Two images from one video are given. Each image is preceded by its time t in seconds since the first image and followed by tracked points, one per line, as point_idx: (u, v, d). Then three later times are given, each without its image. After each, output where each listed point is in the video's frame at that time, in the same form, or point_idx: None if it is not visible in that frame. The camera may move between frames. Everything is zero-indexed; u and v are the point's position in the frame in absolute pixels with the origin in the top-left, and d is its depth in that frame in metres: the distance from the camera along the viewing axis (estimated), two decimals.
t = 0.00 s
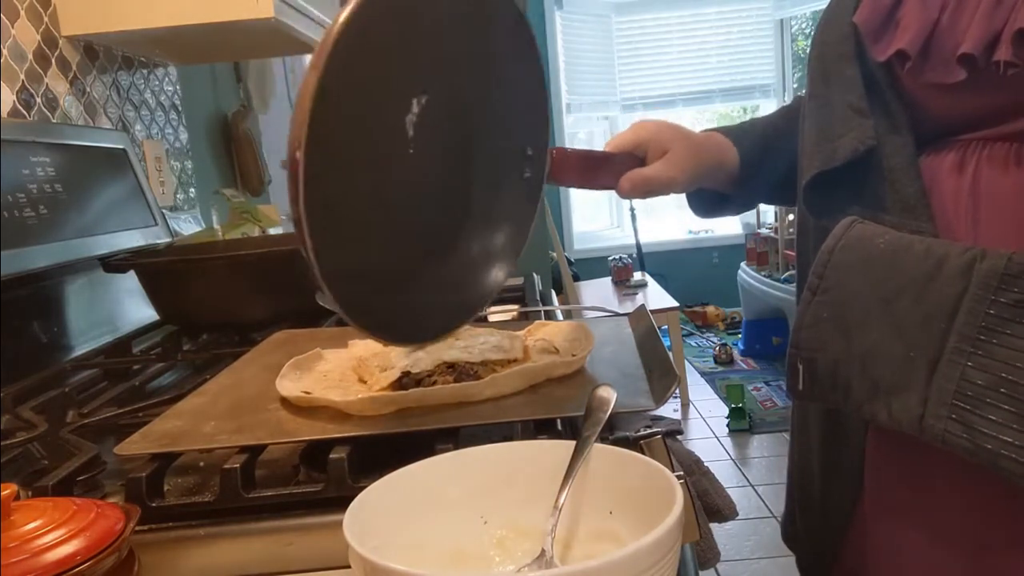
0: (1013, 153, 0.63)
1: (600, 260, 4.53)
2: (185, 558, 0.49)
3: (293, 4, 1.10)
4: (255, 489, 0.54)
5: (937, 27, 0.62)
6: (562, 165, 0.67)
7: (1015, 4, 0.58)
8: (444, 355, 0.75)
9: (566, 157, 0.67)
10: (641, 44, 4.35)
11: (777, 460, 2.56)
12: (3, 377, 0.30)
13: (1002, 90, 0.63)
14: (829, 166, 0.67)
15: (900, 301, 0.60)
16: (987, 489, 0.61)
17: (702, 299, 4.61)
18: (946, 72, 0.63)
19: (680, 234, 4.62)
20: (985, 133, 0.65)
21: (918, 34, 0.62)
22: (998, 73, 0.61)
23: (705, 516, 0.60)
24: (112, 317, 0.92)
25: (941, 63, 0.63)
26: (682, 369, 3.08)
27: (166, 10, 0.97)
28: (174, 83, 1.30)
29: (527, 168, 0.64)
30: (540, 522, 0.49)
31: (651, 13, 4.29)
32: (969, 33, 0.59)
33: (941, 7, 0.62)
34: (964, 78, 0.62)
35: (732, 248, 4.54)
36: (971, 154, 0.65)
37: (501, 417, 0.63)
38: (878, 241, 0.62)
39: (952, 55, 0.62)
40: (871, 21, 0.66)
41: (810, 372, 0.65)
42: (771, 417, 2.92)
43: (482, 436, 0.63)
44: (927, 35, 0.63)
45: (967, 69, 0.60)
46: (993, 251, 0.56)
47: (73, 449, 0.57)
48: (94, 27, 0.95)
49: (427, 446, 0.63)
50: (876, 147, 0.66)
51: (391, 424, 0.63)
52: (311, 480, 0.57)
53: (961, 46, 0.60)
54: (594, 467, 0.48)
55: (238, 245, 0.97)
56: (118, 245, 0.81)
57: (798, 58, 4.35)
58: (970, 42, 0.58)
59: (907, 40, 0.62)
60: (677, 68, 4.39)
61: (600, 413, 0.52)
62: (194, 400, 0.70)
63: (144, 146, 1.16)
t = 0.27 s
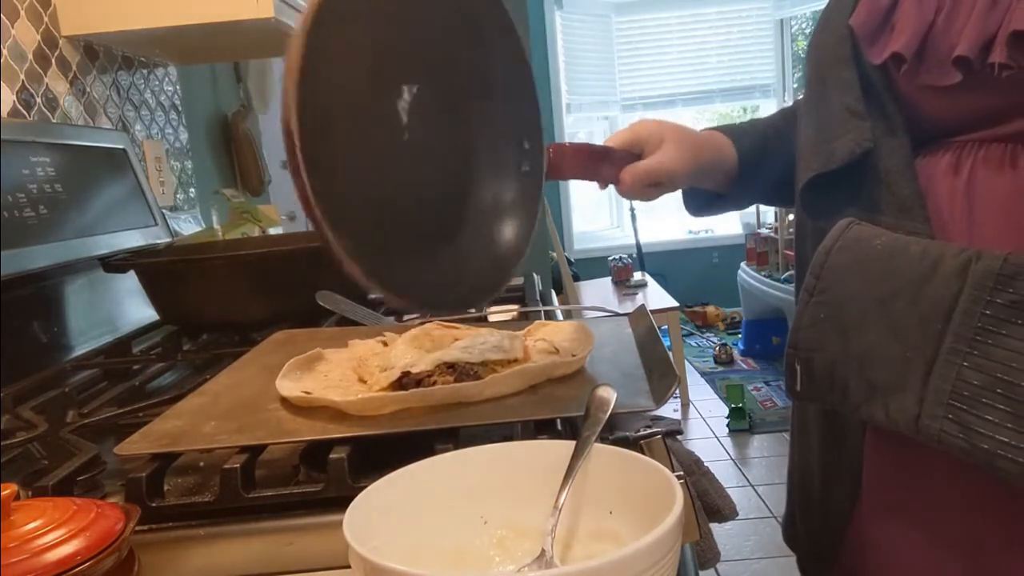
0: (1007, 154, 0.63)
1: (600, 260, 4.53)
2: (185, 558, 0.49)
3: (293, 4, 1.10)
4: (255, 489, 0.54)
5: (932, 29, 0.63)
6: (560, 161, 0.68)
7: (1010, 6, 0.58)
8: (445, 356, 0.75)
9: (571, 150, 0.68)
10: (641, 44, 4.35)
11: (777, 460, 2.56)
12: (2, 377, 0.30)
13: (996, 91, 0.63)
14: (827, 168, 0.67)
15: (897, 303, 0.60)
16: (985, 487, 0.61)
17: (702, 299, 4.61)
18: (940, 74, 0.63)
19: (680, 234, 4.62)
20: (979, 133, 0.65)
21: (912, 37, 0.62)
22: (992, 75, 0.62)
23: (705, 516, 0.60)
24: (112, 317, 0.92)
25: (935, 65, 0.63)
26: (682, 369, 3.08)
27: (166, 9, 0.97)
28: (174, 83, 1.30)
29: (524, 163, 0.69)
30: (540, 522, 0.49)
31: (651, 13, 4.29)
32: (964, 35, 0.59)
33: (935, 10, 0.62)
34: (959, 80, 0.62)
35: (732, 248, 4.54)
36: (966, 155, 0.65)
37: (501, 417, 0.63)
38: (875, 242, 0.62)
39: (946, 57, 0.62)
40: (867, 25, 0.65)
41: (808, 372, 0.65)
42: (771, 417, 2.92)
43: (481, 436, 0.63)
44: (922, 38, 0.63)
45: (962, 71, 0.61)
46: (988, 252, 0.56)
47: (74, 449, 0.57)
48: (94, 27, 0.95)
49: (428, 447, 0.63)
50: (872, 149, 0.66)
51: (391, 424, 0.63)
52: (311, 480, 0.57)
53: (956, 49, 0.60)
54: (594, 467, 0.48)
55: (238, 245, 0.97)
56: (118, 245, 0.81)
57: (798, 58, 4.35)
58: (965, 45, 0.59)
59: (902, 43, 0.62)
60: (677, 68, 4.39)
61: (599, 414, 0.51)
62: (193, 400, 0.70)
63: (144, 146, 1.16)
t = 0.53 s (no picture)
0: (988, 156, 0.66)
1: (601, 260, 4.52)
2: (185, 558, 0.49)
3: (293, 3, 1.09)
4: (255, 489, 0.54)
5: (916, 34, 0.66)
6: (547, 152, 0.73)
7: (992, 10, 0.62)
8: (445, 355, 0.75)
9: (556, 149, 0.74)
10: (641, 44, 4.35)
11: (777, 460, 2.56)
12: (3, 377, 0.30)
13: (979, 94, 0.66)
14: (813, 171, 0.69)
15: (883, 304, 0.61)
16: (977, 481, 0.62)
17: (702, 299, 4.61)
18: (925, 78, 0.67)
19: (680, 234, 4.62)
20: (963, 136, 0.68)
21: (898, 42, 0.65)
22: (973, 78, 0.65)
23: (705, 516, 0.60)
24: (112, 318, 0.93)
25: (920, 69, 0.67)
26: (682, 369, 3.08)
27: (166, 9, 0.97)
28: (174, 83, 1.30)
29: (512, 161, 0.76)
30: (540, 522, 0.49)
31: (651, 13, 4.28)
32: (946, 39, 0.63)
33: (920, 15, 0.66)
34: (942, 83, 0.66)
35: (732, 248, 4.54)
36: (950, 156, 0.68)
37: (502, 417, 0.63)
38: (862, 244, 0.63)
39: (930, 61, 0.66)
40: (856, 34, 0.69)
41: (796, 374, 0.65)
42: (771, 417, 2.92)
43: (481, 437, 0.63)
44: (907, 42, 0.66)
45: (944, 74, 0.65)
46: (973, 253, 0.58)
47: (74, 450, 0.57)
48: (94, 27, 0.95)
49: (428, 447, 0.63)
50: (858, 152, 0.69)
51: (391, 424, 0.63)
52: (311, 480, 0.56)
53: (938, 54, 0.64)
54: (594, 466, 0.48)
55: (238, 245, 0.97)
56: (118, 245, 0.81)
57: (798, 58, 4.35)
58: (947, 49, 0.62)
59: (887, 47, 0.65)
60: (677, 68, 4.39)
61: (598, 413, 0.51)
62: (193, 400, 0.70)
63: (144, 146, 1.16)
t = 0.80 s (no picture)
0: (954, 159, 0.71)
1: (601, 260, 4.52)
2: (186, 557, 0.50)
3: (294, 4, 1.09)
4: (255, 489, 0.54)
5: (885, 45, 0.71)
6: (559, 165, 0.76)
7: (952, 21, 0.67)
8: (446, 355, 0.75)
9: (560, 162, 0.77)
10: (641, 44, 4.35)
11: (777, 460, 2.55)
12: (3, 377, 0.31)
13: (944, 101, 0.71)
14: (790, 173, 0.76)
15: (857, 305, 0.65)
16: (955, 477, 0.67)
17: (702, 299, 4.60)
18: (891, 85, 0.72)
19: (679, 234, 4.62)
20: (934, 142, 0.73)
21: (867, 54, 0.70)
22: (935, 87, 0.70)
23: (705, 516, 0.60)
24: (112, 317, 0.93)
25: (888, 78, 0.72)
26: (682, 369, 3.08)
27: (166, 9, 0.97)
28: (174, 83, 1.30)
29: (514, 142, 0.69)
30: (540, 522, 0.49)
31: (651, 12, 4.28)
32: (910, 51, 0.69)
33: (889, 27, 0.71)
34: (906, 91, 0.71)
35: (732, 248, 4.53)
36: (919, 159, 0.74)
37: (502, 417, 0.63)
38: (837, 248, 0.68)
39: (896, 70, 0.71)
40: (829, 46, 0.73)
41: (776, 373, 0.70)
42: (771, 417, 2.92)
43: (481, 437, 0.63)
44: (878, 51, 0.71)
45: (910, 83, 0.70)
46: (940, 259, 0.62)
47: (73, 449, 0.57)
48: (94, 27, 0.95)
49: (428, 447, 0.63)
50: (832, 156, 0.75)
51: (391, 424, 0.63)
52: (311, 479, 0.57)
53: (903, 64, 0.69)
54: (594, 466, 0.48)
55: (238, 245, 0.97)
56: (119, 245, 0.81)
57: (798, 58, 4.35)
58: (911, 60, 0.68)
59: (857, 59, 0.70)
60: (677, 68, 4.39)
61: (599, 413, 0.51)
62: (194, 400, 0.70)
63: (144, 146, 1.16)
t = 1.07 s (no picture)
0: (920, 163, 0.73)
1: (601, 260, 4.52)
2: (185, 557, 0.49)
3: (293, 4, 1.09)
4: (255, 489, 0.54)
5: (855, 52, 0.73)
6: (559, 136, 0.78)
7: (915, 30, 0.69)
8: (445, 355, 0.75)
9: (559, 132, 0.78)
10: (641, 44, 4.35)
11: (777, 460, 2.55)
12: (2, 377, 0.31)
13: (909, 108, 0.73)
14: (765, 179, 0.76)
15: (841, 327, 0.67)
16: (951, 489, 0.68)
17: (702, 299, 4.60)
18: (858, 93, 0.74)
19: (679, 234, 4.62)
20: (900, 147, 0.75)
21: (839, 60, 0.73)
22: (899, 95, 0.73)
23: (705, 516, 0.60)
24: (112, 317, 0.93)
25: (855, 85, 0.74)
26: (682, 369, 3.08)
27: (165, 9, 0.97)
28: (174, 83, 1.30)
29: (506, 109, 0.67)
30: (540, 522, 0.49)
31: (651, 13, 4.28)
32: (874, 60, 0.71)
33: (859, 35, 0.73)
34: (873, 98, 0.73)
35: (732, 248, 4.53)
36: (892, 164, 0.75)
37: (502, 417, 0.63)
38: (818, 275, 0.70)
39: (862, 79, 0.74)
40: (804, 51, 0.75)
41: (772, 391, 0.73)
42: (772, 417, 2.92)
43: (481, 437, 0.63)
44: (847, 59, 0.73)
45: (877, 88, 0.72)
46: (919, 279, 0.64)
47: (73, 449, 0.57)
48: (94, 28, 0.95)
49: (428, 448, 0.63)
50: (805, 160, 0.76)
51: (390, 424, 0.63)
52: (311, 480, 0.57)
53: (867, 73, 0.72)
54: (594, 467, 0.48)
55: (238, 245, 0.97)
56: (118, 245, 0.81)
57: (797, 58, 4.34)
58: (875, 68, 0.70)
59: (829, 65, 0.73)
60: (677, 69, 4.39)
61: (599, 413, 0.51)
62: (194, 400, 0.70)
63: (144, 146, 1.16)
